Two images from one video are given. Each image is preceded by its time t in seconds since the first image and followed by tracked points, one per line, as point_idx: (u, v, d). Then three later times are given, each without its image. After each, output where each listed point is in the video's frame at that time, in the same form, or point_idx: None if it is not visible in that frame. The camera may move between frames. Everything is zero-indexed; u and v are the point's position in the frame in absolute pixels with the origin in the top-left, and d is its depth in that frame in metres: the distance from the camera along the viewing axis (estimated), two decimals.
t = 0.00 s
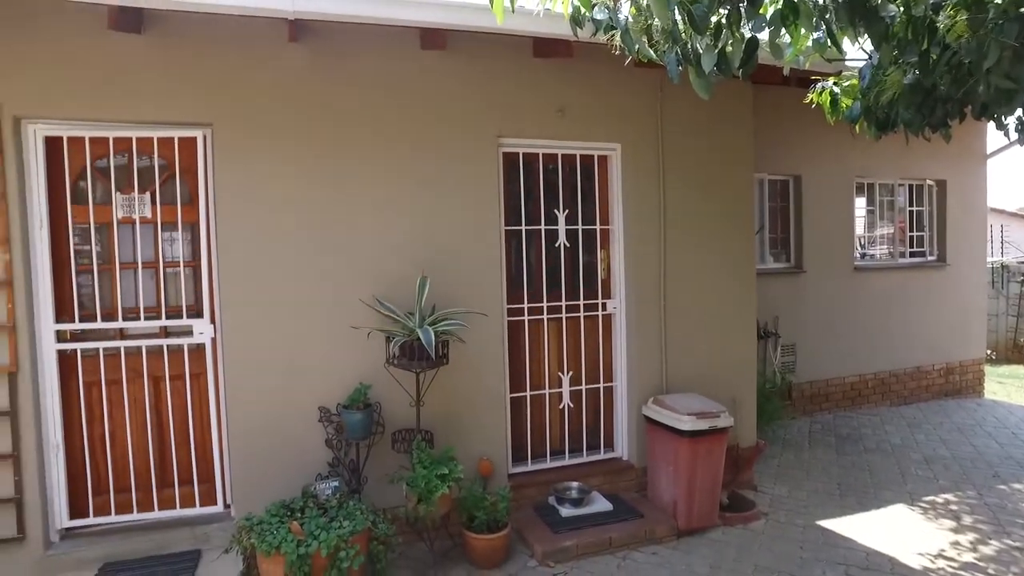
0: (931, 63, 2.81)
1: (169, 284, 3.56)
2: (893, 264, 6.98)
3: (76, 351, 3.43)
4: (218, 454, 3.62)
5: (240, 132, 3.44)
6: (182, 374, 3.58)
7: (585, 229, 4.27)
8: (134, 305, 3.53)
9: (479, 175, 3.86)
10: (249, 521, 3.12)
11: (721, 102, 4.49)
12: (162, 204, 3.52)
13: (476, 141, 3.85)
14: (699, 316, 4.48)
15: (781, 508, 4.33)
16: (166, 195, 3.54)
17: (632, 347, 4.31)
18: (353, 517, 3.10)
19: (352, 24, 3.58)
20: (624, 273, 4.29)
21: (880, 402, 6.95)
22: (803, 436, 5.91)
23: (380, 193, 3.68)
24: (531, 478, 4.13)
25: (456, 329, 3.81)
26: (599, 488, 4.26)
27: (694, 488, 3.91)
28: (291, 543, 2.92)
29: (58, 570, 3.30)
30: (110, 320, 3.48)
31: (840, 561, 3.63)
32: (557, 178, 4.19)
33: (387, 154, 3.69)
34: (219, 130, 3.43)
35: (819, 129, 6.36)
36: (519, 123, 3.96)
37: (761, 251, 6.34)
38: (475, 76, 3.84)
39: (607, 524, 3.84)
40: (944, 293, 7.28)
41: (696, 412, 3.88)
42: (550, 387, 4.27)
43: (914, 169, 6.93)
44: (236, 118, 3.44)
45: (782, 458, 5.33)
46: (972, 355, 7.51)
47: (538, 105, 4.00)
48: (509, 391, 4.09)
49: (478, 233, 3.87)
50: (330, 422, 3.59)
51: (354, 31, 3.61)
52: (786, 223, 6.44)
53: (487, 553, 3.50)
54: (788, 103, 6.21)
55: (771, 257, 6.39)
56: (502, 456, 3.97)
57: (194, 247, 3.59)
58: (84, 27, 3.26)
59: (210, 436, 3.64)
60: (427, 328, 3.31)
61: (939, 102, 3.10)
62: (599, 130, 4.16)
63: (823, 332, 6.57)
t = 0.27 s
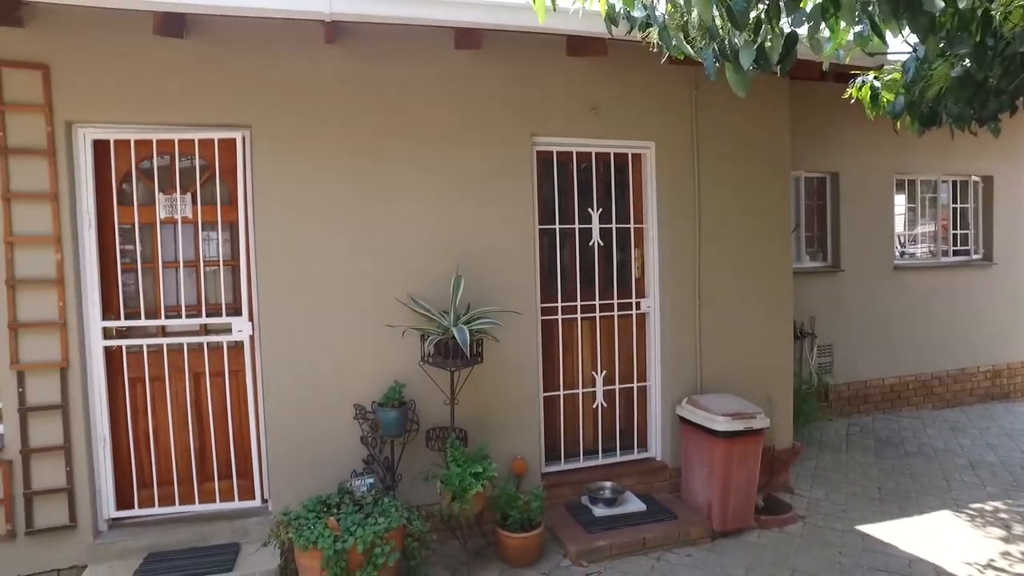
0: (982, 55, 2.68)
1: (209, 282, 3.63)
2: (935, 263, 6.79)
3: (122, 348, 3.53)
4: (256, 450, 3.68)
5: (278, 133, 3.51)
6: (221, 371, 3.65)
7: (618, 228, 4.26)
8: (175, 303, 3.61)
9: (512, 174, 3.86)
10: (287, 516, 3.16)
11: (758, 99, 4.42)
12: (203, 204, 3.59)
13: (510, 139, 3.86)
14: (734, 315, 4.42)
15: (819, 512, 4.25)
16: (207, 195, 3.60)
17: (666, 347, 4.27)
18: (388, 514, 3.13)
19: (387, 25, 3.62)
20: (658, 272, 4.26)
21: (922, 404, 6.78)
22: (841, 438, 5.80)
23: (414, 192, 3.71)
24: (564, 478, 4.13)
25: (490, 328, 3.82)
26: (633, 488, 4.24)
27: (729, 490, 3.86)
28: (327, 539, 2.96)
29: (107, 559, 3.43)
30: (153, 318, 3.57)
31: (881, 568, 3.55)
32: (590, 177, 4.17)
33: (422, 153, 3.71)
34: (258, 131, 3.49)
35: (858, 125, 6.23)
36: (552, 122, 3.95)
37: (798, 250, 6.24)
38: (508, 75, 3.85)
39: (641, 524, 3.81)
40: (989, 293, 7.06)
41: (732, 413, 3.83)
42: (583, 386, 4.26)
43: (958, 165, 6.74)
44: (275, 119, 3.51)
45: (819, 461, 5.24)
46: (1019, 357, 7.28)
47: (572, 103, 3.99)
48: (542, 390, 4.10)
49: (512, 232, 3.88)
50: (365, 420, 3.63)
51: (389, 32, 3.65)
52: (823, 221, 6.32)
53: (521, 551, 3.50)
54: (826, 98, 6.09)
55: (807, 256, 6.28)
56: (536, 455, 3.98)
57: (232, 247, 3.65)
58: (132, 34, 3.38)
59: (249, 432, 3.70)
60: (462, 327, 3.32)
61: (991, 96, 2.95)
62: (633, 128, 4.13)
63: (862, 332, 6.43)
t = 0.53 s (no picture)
0: None
1: (242, 281, 3.69)
2: (973, 262, 6.60)
3: (158, 345, 3.61)
4: (288, 446, 3.72)
5: (311, 133, 3.55)
6: (254, 369, 3.70)
7: (648, 227, 4.23)
8: (210, 301, 3.67)
9: (541, 173, 3.86)
10: (319, 512, 3.20)
11: (791, 95, 4.36)
12: (236, 204, 3.65)
13: (538, 138, 3.86)
14: (766, 315, 4.37)
15: (853, 516, 4.18)
16: (240, 195, 3.66)
17: (696, 346, 4.24)
18: (418, 512, 3.14)
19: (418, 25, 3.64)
20: (688, 271, 4.23)
21: (960, 407, 6.61)
22: (875, 441, 5.69)
23: (444, 192, 3.73)
24: (593, 477, 4.13)
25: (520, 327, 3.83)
26: (662, 489, 4.21)
27: (760, 492, 3.81)
28: (358, 535, 2.99)
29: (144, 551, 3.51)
30: (188, 316, 3.63)
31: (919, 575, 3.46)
32: (620, 175, 4.15)
33: (452, 152, 3.73)
34: (291, 132, 3.54)
35: (893, 121, 6.10)
36: (581, 121, 3.94)
37: (830, 249, 6.14)
38: (537, 74, 3.85)
39: (670, 525, 3.79)
40: None
41: (763, 413, 3.78)
42: (612, 386, 4.25)
43: (999, 162, 6.56)
44: (307, 119, 3.55)
45: (853, 464, 5.15)
46: None
47: (601, 101, 3.97)
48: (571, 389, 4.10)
49: (541, 231, 3.87)
50: (395, 418, 3.66)
51: (418, 33, 3.67)
52: (856, 219, 6.20)
53: (549, 551, 3.50)
54: (860, 94, 5.98)
55: (839, 255, 6.18)
56: (564, 454, 3.98)
57: (265, 246, 3.70)
58: (169, 38, 3.45)
59: (281, 429, 3.75)
60: (492, 326, 3.34)
61: None
62: (662, 126, 4.10)
63: (897, 333, 6.31)
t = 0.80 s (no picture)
0: None
1: (271, 280, 3.73)
2: (1009, 262, 6.41)
3: (189, 343, 3.67)
4: (315, 444, 3.76)
5: (338, 134, 3.59)
6: (282, 367, 3.75)
7: (674, 226, 4.20)
8: (238, 300, 3.72)
9: (567, 172, 3.86)
10: (346, 509, 3.23)
11: (820, 92, 4.29)
12: (265, 204, 3.69)
13: (564, 138, 3.86)
14: (794, 315, 4.31)
15: (884, 520, 4.11)
16: (268, 195, 3.70)
17: (722, 346, 4.20)
18: (444, 511, 3.16)
19: (444, 25, 3.65)
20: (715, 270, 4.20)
21: (995, 409, 6.46)
22: (906, 443, 5.58)
23: (469, 191, 3.74)
24: (618, 477, 4.12)
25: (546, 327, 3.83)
26: (688, 490, 4.19)
27: (788, 494, 3.76)
28: (384, 533, 3.01)
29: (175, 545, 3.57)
30: (217, 314, 3.69)
31: None
32: (645, 174, 4.13)
33: (478, 152, 3.74)
34: (319, 132, 3.58)
35: (926, 116, 5.98)
36: (607, 119, 3.93)
37: (859, 247, 6.05)
38: (563, 74, 3.84)
39: (696, 526, 3.76)
40: None
41: (792, 415, 3.73)
42: (637, 385, 4.23)
43: None
44: (334, 120, 3.59)
45: (883, 467, 5.06)
46: None
47: (627, 100, 3.95)
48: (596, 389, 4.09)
49: (566, 231, 3.87)
50: (421, 416, 3.67)
51: (444, 33, 3.69)
52: (886, 218, 6.10)
53: (574, 551, 3.49)
54: (891, 90, 5.87)
55: (869, 254, 6.07)
56: (589, 454, 3.97)
57: (292, 246, 3.74)
58: (200, 42, 3.51)
59: (308, 427, 3.79)
60: (518, 325, 3.34)
61: None
62: (689, 124, 4.07)
63: (929, 333, 6.19)
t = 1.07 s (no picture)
0: None
1: (301, 279, 3.77)
2: None
3: (221, 341, 3.72)
4: (344, 441, 3.80)
5: (367, 134, 3.62)
6: (312, 364, 3.79)
7: (703, 225, 4.17)
8: (269, 298, 3.76)
9: (594, 171, 3.85)
10: (375, 507, 3.26)
11: (853, 87, 4.22)
12: (295, 203, 3.73)
13: (592, 136, 3.85)
14: (826, 314, 4.25)
15: (918, 525, 4.02)
16: (298, 194, 3.74)
17: (752, 346, 4.15)
18: (473, 509, 3.17)
19: (472, 25, 3.66)
20: (744, 269, 4.15)
21: None
22: (941, 446, 5.47)
23: (497, 190, 3.75)
24: (646, 477, 4.10)
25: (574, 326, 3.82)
26: (716, 490, 4.15)
27: (820, 497, 3.70)
28: (414, 531, 3.03)
29: (208, 538, 3.64)
30: (249, 312, 3.74)
31: None
32: (674, 173, 4.11)
33: (506, 151, 3.75)
34: (348, 132, 3.61)
35: (963, 112, 5.84)
36: (635, 118, 3.91)
37: (892, 246, 5.93)
38: (591, 72, 3.83)
39: (726, 528, 3.72)
40: None
41: (823, 416, 3.67)
42: (666, 385, 4.21)
43: None
44: (364, 120, 3.61)
45: (917, 470, 4.96)
46: None
47: (655, 98, 3.93)
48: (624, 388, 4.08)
49: (594, 230, 3.86)
50: (449, 415, 3.68)
51: (472, 32, 3.69)
52: (920, 215, 5.97)
53: (602, 551, 3.48)
54: (926, 85, 5.75)
55: (902, 253, 5.96)
56: (617, 453, 3.97)
57: (322, 245, 3.77)
58: (233, 44, 3.56)
59: (337, 424, 3.83)
60: (547, 325, 3.35)
61: None
62: (719, 122, 4.03)
63: (965, 334, 6.05)
